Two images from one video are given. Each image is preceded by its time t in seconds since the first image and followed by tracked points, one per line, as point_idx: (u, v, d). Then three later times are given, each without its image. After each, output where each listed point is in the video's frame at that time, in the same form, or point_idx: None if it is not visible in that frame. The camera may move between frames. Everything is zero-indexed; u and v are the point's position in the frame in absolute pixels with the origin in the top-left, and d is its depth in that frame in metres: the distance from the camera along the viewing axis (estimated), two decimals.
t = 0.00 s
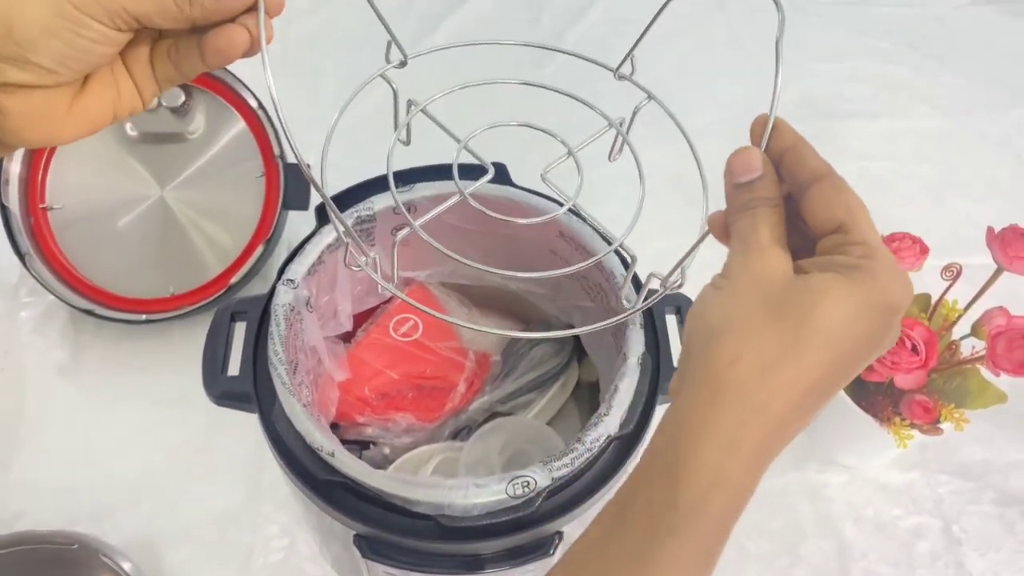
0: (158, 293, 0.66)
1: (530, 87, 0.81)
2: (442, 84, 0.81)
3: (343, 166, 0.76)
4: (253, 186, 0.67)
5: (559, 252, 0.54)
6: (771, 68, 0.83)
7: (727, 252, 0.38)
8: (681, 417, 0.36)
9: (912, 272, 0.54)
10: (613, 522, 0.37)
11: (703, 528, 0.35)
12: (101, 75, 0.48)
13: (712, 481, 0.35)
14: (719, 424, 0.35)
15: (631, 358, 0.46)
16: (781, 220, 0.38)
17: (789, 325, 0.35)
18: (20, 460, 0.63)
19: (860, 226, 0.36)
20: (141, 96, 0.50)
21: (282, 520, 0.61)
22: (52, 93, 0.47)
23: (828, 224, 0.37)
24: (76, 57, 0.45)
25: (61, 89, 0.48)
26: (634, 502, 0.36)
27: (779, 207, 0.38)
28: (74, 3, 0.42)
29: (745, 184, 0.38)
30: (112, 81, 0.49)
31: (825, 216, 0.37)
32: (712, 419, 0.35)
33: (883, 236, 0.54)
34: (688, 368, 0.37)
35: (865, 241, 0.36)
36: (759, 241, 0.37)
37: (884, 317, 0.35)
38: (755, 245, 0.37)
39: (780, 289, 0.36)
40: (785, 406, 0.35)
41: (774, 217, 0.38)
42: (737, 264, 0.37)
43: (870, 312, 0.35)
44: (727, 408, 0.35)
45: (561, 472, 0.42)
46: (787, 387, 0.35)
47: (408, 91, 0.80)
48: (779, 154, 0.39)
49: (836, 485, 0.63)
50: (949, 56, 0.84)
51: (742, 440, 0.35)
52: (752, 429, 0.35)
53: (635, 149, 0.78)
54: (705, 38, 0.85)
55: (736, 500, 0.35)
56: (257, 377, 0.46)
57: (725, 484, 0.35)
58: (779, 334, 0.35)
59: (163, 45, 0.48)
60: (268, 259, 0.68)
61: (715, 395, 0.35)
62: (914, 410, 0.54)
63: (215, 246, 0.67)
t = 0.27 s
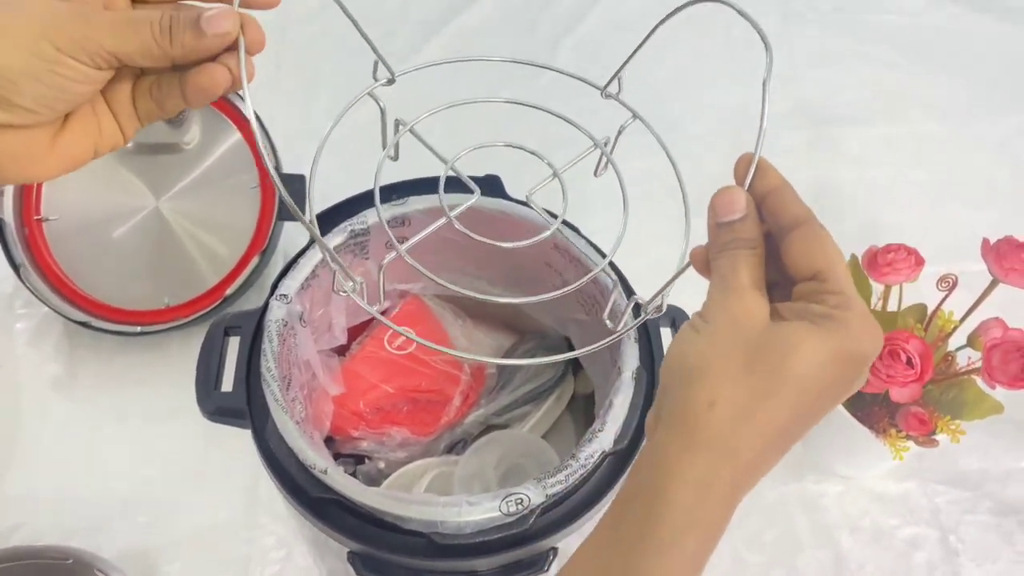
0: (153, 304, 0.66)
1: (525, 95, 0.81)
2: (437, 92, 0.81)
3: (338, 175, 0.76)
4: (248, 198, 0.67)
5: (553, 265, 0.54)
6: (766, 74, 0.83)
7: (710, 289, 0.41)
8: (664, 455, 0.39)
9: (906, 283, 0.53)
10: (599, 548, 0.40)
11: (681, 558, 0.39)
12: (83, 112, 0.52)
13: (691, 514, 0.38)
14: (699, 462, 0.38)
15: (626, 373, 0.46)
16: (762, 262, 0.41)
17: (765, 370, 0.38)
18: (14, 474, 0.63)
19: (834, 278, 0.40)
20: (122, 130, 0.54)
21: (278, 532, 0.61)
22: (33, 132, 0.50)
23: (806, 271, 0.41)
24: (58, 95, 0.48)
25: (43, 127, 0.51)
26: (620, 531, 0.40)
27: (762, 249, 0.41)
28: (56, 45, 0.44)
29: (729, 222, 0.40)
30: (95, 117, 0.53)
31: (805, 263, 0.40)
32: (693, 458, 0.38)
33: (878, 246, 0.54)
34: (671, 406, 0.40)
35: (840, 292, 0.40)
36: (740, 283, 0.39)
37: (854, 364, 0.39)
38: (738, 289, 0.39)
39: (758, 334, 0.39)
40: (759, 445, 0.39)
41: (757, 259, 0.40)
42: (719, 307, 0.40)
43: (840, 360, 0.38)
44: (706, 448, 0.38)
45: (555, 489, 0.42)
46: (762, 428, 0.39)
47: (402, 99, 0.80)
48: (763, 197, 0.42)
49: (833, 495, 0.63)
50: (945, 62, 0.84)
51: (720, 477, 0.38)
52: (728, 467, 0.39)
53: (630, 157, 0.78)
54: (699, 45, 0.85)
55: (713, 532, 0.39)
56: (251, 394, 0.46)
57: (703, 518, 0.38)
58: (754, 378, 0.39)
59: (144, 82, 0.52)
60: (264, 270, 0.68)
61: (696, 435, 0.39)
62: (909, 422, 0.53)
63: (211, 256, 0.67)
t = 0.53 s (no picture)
0: (148, 314, 0.66)
1: (521, 103, 0.81)
2: (433, 100, 0.81)
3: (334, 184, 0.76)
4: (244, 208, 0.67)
5: (548, 277, 0.54)
6: (764, 81, 0.83)
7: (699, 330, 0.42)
8: (644, 505, 0.39)
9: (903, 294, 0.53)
10: None
11: None
12: (59, 147, 0.53)
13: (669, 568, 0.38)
14: (678, 514, 0.38)
15: (621, 388, 0.46)
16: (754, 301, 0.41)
17: (747, 422, 0.38)
18: (9, 486, 0.63)
19: (826, 325, 0.39)
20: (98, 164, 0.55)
21: (274, 544, 0.61)
22: (10, 168, 0.51)
23: (799, 315, 0.41)
24: (32, 133, 0.48)
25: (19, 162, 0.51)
26: None
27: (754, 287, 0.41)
28: (29, 84, 0.44)
29: (720, 260, 0.41)
30: (71, 152, 0.54)
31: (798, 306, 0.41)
32: (672, 510, 0.38)
33: (875, 257, 0.54)
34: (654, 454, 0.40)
35: (831, 340, 0.39)
36: (728, 326, 0.40)
37: (842, 415, 0.39)
38: (724, 334, 0.40)
39: (743, 382, 0.39)
40: (741, 499, 0.39)
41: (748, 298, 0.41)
42: (704, 351, 0.40)
43: (826, 411, 0.38)
44: (687, 499, 0.38)
45: (550, 506, 0.42)
46: (746, 480, 0.38)
47: (398, 107, 0.80)
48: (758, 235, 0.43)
49: (831, 505, 0.63)
50: (942, 68, 0.84)
51: (700, 530, 0.38)
52: (708, 520, 0.38)
53: (626, 164, 0.78)
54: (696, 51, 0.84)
55: None
56: (244, 410, 0.46)
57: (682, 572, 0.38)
58: (737, 428, 0.39)
59: (120, 120, 0.53)
60: (259, 280, 0.68)
61: (677, 486, 0.38)
62: (907, 434, 0.53)
63: (206, 267, 0.67)
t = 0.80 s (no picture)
0: (150, 315, 0.66)
1: (523, 103, 0.81)
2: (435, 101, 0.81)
3: (336, 185, 0.76)
4: (245, 209, 0.67)
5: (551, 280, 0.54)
6: (765, 82, 0.83)
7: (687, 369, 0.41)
8: (627, 552, 0.39)
9: (906, 295, 0.53)
10: None
11: None
12: (55, 176, 0.54)
13: None
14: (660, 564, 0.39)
15: (625, 390, 0.46)
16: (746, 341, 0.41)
17: (731, 472, 0.39)
18: (13, 487, 0.63)
19: (816, 373, 0.39)
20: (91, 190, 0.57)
21: (277, 545, 0.61)
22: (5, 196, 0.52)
23: (789, 359, 0.40)
24: (29, 163, 0.50)
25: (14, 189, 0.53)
26: None
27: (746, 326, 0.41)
28: (22, 115, 0.46)
29: (710, 299, 0.40)
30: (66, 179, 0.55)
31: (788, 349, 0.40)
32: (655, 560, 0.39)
33: (878, 258, 0.54)
34: (637, 499, 0.40)
35: (818, 388, 0.39)
36: (714, 371, 0.39)
37: (826, 465, 0.39)
38: (710, 380, 0.39)
39: (728, 431, 0.39)
40: (725, 547, 0.39)
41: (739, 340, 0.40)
42: (690, 395, 0.40)
43: (810, 462, 0.38)
44: (669, 549, 0.39)
45: (554, 507, 0.42)
46: (729, 529, 0.39)
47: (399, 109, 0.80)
48: (750, 271, 0.42)
49: (834, 505, 0.63)
50: (944, 68, 0.84)
51: None
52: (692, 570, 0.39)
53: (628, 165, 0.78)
54: (698, 51, 0.84)
55: None
56: (248, 413, 0.46)
57: None
58: (719, 479, 0.39)
59: (113, 151, 0.55)
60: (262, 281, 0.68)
61: (660, 536, 0.39)
62: (910, 434, 0.53)
63: (208, 268, 0.67)
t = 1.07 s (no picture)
0: (159, 312, 0.66)
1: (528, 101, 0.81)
2: (441, 99, 0.81)
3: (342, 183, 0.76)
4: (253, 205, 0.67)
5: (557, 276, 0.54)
6: (770, 80, 0.83)
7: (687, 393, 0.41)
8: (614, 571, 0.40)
9: (910, 292, 0.54)
10: None
11: None
12: (91, 195, 0.56)
13: None
14: None
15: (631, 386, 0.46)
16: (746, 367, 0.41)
17: (722, 497, 0.39)
18: (24, 482, 0.63)
19: (812, 402, 0.38)
20: (125, 208, 0.59)
21: (285, 540, 0.62)
22: (43, 214, 0.54)
23: (787, 388, 0.39)
24: (70, 183, 0.51)
25: (52, 208, 0.54)
26: None
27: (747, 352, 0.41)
28: (64, 136, 0.47)
29: (714, 325, 0.40)
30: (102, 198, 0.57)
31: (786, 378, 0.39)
32: None
33: (882, 255, 0.54)
34: (628, 519, 0.41)
35: (814, 418, 0.38)
36: (713, 397, 0.39)
37: (817, 494, 0.38)
38: (706, 406, 0.39)
39: (722, 456, 0.39)
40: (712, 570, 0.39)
41: (739, 366, 0.40)
42: (688, 419, 0.40)
43: (800, 491, 0.38)
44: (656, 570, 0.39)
45: (562, 502, 0.42)
46: (717, 554, 0.39)
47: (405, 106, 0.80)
48: (756, 297, 0.42)
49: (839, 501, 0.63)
50: (949, 67, 0.84)
51: None
52: None
53: (634, 162, 0.78)
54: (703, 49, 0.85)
55: None
56: (258, 407, 0.47)
57: None
58: (711, 503, 0.39)
59: (148, 171, 0.56)
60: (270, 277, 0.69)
61: (647, 558, 0.39)
62: (914, 431, 0.54)
63: (216, 264, 0.67)
